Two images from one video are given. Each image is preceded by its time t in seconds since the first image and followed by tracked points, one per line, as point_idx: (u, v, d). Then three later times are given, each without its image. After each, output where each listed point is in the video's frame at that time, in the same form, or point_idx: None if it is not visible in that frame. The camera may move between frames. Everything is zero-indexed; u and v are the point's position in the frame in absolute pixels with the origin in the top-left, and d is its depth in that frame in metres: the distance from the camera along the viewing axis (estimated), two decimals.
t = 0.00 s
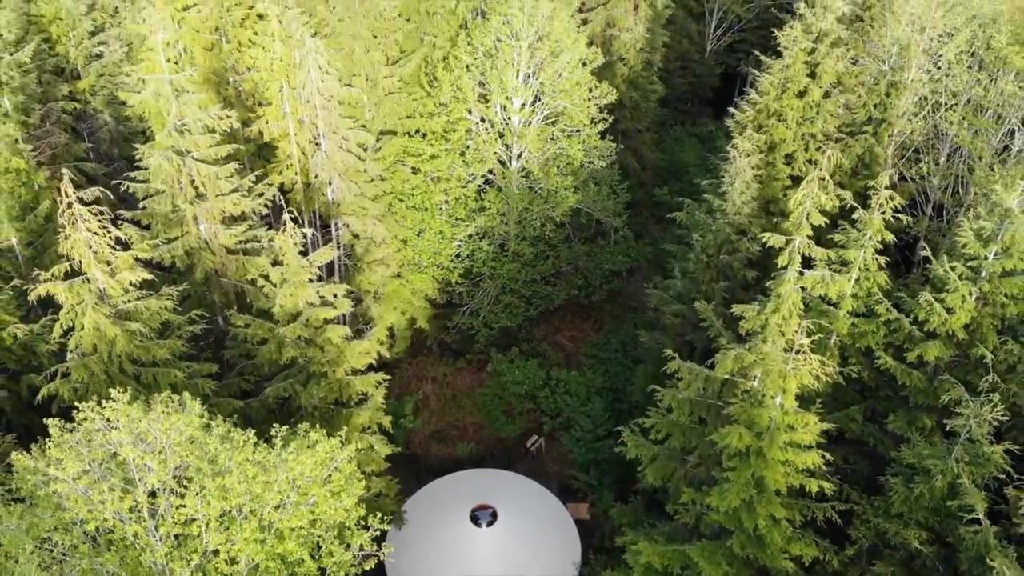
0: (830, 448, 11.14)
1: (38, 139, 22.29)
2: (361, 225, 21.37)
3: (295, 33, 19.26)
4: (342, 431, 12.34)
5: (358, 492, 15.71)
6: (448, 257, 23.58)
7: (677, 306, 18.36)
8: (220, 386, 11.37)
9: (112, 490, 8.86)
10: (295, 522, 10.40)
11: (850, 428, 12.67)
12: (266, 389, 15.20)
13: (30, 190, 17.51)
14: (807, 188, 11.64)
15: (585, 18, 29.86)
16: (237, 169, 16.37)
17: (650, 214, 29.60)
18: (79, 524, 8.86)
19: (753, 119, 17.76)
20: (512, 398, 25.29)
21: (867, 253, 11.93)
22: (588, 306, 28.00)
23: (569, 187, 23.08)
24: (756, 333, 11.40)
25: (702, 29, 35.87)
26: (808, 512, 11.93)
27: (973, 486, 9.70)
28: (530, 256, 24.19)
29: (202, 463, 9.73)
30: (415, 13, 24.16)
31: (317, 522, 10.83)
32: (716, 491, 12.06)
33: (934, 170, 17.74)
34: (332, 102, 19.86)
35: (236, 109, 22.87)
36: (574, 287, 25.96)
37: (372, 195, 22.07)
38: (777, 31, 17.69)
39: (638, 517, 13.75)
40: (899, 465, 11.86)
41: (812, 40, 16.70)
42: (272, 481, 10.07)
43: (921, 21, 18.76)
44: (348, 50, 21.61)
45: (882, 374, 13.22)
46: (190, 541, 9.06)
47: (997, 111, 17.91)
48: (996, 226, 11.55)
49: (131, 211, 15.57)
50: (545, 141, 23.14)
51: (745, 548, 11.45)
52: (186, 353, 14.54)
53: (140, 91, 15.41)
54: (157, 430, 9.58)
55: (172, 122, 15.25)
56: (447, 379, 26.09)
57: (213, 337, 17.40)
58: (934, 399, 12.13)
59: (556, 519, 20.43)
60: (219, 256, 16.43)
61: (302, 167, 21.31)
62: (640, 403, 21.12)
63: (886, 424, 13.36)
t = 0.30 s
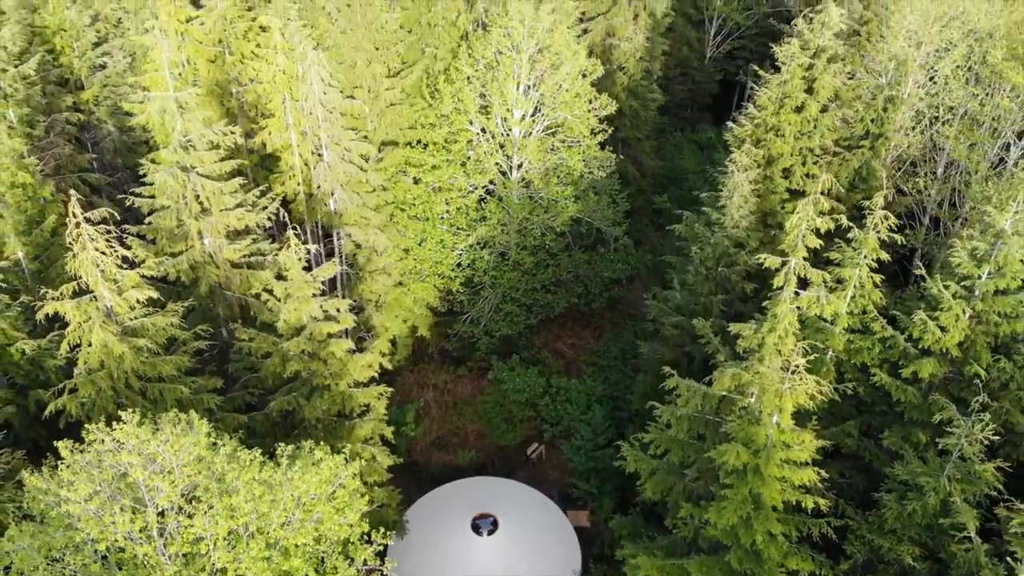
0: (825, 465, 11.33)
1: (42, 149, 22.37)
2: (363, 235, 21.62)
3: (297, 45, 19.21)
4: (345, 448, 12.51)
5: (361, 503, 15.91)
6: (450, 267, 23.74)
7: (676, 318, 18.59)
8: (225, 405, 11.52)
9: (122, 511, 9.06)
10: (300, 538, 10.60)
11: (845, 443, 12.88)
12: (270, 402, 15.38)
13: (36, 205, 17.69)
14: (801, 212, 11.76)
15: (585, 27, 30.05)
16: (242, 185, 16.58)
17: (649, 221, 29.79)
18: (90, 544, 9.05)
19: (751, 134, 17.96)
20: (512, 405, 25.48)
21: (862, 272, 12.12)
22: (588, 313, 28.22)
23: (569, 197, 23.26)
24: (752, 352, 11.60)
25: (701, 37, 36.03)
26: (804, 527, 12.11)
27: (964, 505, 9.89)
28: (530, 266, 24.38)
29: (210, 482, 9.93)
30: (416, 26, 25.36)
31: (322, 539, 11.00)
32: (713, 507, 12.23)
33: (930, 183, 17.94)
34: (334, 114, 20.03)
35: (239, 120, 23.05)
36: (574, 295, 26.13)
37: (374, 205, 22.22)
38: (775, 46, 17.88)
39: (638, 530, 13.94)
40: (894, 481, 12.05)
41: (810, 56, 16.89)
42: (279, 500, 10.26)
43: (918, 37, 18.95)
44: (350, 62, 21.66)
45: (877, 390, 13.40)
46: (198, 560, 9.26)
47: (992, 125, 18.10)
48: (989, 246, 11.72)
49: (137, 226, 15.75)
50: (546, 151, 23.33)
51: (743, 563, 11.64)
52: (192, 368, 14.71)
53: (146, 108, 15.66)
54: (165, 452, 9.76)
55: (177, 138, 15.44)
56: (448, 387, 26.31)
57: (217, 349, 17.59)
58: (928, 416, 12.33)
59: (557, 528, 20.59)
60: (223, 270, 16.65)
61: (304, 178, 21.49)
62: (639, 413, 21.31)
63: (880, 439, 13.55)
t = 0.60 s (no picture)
0: (820, 481, 11.52)
1: (47, 160, 22.49)
2: (365, 244, 21.86)
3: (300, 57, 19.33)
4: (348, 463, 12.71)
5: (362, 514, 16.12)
6: (450, 276, 23.90)
7: (674, 329, 18.79)
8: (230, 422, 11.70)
9: (130, 530, 9.27)
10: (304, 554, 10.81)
11: (840, 458, 13.09)
12: (273, 415, 15.57)
13: (42, 218, 17.90)
14: (795, 233, 11.91)
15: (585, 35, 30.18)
16: (245, 199, 16.76)
17: (649, 228, 29.98)
18: (99, 564, 9.27)
19: (749, 148, 18.13)
20: (512, 413, 25.69)
21: (857, 291, 12.30)
22: (587, 321, 28.42)
23: (568, 207, 23.40)
24: (748, 370, 11.78)
25: (700, 43, 36.16)
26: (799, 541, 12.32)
27: (954, 523, 10.10)
28: (530, 275, 24.57)
29: (216, 500, 10.13)
30: (417, 38, 25.57)
31: (325, 555, 11.21)
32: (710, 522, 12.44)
33: (925, 197, 18.12)
34: (336, 126, 20.20)
35: (240, 131, 23.22)
36: (574, 303, 26.29)
37: (375, 215, 22.37)
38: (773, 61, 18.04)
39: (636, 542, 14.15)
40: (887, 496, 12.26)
41: (807, 72, 17.05)
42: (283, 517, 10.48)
43: (915, 52, 19.14)
44: (351, 74, 21.82)
45: (871, 405, 13.60)
46: None
47: (988, 140, 18.28)
48: (982, 266, 11.90)
49: (141, 241, 15.92)
50: (545, 162, 23.51)
51: None
52: (196, 382, 14.89)
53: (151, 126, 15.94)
54: (171, 471, 9.96)
55: (181, 154, 15.62)
56: (448, 394, 26.53)
57: (220, 360, 17.76)
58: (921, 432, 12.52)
59: (557, 537, 20.81)
60: (226, 283, 16.84)
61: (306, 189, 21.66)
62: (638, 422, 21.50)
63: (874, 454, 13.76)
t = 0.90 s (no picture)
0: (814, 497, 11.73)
1: (50, 171, 22.67)
2: (366, 253, 22.03)
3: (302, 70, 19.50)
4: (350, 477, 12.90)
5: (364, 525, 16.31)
6: (451, 285, 24.05)
7: (673, 340, 19.00)
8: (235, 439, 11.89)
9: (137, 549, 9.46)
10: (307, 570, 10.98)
11: (834, 472, 13.29)
12: (276, 427, 15.77)
13: (46, 232, 18.09)
14: (790, 254, 12.09)
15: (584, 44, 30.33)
16: (248, 214, 16.92)
17: (648, 235, 30.16)
18: None
19: (746, 161, 18.31)
20: (512, 420, 25.88)
21: (851, 308, 12.47)
22: (586, 328, 28.62)
23: (568, 217, 23.56)
24: (743, 388, 11.97)
25: (699, 50, 36.33)
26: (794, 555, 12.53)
27: (946, 540, 10.29)
28: (530, 284, 24.75)
29: (221, 518, 10.31)
30: (417, 49, 26.67)
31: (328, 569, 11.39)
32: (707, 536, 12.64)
33: (921, 210, 18.31)
34: (337, 137, 20.37)
35: (243, 142, 23.40)
36: (573, 311, 26.47)
37: (376, 225, 22.52)
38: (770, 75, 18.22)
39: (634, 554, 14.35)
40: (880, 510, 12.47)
41: (804, 87, 17.20)
42: (287, 533, 10.65)
43: (910, 67, 19.36)
44: (353, 85, 22.02)
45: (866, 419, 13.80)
46: None
47: (983, 153, 18.45)
48: (974, 285, 12.08)
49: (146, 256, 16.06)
50: (545, 172, 23.70)
51: None
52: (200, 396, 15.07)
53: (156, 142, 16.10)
54: (177, 490, 10.14)
55: (185, 170, 15.81)
56: (449, 401, 26.75)
57: (223, 372, 17.96)
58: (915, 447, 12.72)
59: (557, 545, 20.97)
60: (229, 296, 17.00)
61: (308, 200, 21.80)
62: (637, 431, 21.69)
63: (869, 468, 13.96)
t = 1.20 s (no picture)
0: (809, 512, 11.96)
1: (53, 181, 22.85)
2: (367, 263, 22.23)
3: (304, 83, 19.69)
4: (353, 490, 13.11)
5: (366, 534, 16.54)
6: (451, 294, 24.24)
7: (671, 351, 19.21)
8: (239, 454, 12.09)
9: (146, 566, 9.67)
10: None
11: (829, 486, 13.51)
12: (279, 438, 15.99)
13: (51, 244, 18.29)
14: (785, 273, 12.28)
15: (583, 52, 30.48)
16: (251, 228, 17.11)
17: (647, 243, 30.37)
18: None
19: (743, 174, 18.48)
20: (512, 427, 26.08)
21: (845, 325, 12.67)
22: (586, 335, 28.82)
23: (568, 226, 23.78)
24: (739, 404, 12.17)
25: (698, 57, 36.51)
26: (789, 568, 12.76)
27: (937, 555, 10.51)
28: (530, 292, 24.96)
29: (227, 535, 10.50)
30: (419, 60, 26.57)
31: None
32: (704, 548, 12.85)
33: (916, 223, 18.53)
34: (339, 148, 20.55)
35: (245, 152, 23.59)
36: (573, 318, 26.68)
37: (377, 234, 22.71)
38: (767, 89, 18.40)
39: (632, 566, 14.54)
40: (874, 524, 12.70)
41: (801, 101, 17.36)
42: (292, 548, 10.85)
43: (906, 80, 19.57)
44: (354, 96, 22.21)
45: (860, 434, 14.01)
46: None
47: (978, 166, 18.67)
48: (966, 303, 12.29)
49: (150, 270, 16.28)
50: (545, 182, 23.89)
51: None
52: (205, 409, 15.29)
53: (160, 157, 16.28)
54: (184, 508, 10.34)
55: (189, 185, 16.01)
56: (449, 409, 26.96)
57: (226, 384, 18.18)
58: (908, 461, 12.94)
59: (556, 551, 21.20)
60: (233, 308, 17.18)
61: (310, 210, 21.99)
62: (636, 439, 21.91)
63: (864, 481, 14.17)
